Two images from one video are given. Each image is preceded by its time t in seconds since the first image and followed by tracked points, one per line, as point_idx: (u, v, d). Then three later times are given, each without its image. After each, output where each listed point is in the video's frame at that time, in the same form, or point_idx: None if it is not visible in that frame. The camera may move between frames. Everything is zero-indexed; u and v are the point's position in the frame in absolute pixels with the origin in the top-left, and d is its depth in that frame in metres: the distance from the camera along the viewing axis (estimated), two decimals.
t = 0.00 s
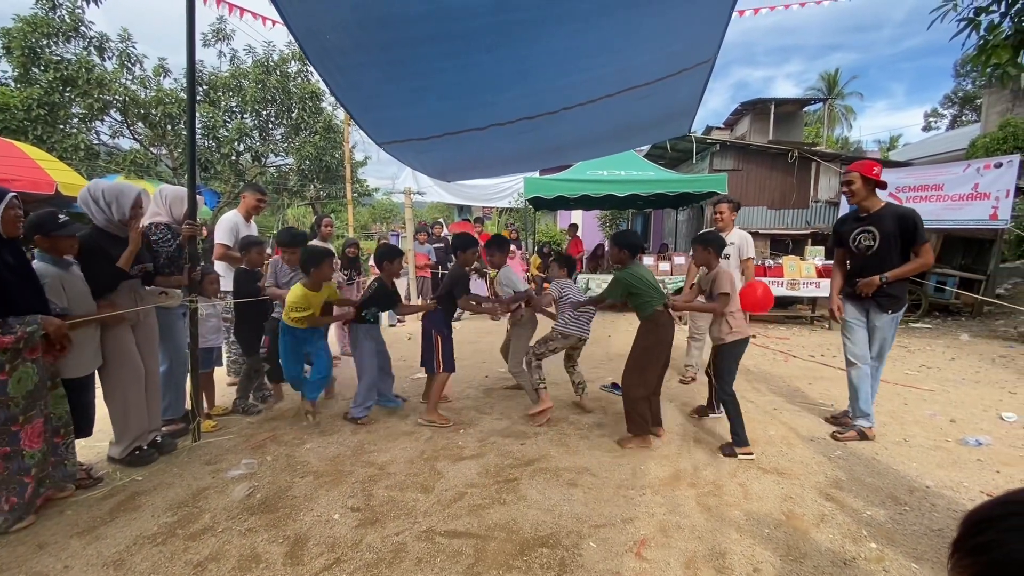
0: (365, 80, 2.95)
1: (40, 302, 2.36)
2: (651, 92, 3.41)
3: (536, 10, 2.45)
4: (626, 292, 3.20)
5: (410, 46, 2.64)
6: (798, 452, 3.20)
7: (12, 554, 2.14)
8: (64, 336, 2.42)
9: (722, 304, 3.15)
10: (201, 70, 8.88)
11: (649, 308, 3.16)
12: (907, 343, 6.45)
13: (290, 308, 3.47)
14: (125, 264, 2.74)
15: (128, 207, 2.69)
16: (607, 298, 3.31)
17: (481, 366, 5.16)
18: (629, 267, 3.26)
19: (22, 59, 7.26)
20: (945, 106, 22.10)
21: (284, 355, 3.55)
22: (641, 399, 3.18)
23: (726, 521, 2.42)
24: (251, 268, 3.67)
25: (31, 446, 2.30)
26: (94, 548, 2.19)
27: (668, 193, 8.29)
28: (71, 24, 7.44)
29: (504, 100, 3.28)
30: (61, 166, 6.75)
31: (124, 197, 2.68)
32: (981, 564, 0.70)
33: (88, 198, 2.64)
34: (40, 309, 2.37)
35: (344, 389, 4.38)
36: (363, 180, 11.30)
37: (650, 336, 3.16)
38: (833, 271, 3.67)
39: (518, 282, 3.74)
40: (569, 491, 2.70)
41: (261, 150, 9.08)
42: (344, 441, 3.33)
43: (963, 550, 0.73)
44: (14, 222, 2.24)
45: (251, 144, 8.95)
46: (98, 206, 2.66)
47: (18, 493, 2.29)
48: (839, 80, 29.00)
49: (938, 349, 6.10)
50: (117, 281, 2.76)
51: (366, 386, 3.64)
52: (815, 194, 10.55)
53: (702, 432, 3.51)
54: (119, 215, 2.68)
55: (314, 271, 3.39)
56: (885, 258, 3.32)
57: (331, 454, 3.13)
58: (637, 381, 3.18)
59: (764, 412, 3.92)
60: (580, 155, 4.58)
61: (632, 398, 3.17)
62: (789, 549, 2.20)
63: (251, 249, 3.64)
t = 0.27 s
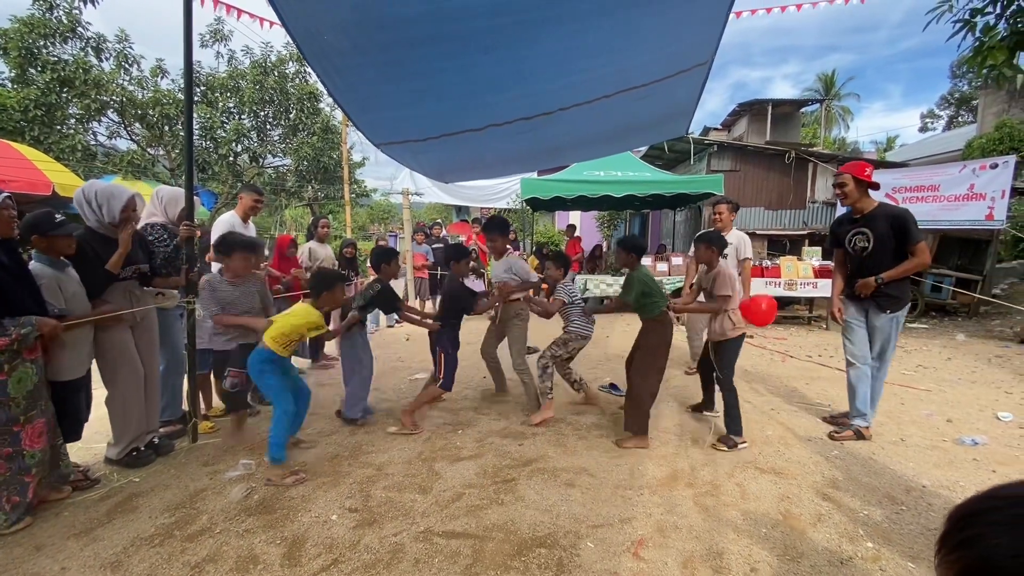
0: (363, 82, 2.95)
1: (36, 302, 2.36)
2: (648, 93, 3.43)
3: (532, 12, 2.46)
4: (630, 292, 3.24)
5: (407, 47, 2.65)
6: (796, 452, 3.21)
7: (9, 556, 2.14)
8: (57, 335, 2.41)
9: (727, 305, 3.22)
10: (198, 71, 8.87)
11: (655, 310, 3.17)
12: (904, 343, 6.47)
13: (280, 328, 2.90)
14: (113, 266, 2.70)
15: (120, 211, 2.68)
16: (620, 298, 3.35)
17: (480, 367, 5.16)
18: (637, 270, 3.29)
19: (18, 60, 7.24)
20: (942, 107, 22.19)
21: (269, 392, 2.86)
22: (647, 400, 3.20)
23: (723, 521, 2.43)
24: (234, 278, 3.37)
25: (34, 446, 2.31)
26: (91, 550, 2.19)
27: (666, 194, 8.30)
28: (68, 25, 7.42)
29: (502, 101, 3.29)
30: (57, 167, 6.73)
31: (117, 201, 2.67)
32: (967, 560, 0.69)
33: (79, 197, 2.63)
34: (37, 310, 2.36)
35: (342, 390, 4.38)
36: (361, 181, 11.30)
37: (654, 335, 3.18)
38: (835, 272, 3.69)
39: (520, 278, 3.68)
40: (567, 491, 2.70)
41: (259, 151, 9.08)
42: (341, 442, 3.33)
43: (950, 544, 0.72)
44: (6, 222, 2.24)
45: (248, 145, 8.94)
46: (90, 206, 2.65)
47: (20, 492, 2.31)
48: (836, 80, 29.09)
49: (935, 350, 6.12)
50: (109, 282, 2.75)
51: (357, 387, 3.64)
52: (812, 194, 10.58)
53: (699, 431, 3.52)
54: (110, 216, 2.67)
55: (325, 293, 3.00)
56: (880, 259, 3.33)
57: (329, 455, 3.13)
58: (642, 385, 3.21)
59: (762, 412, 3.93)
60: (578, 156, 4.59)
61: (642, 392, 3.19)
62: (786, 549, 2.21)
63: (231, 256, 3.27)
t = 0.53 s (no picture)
0: (361, 83, 2.96)
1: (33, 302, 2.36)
2: (646, 94, 3.44)
3: (530, 12, 2.46)
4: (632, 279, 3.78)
5: (405, 48, 2.65)
6: (793, 452, 3.22)
7: (7, 558, 2.14)
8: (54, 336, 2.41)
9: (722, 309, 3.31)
10: (196, 71, 8.86)
11: (658, 300, 3.72)
12: (901, 343, 6.49)
13: (281, 323, 2.83)
14: (110, 264, 2.69)
15: (112, 210, 2.67)
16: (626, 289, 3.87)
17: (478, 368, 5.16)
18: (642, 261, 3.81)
19: (16, 61, 7.21)
20: (939, 108, 22.25)
21: (277, 389, 2.77)
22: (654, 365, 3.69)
23: (720, 521, 2.43)
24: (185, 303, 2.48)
25: (28, 448, 2.30)
26: (89, 552, 2.18)
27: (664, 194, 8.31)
28: (65, 25, 7.41)
29: (500, 102, 3.30)
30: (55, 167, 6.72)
31: (110, 200, 2.67)
32: (948, 561, 0.70)
33: (74, 197, 2.64)
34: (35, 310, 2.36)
35: (341, 391, 4.38)
36: (359, 181, 11.30)
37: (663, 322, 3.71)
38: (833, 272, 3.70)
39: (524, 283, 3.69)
40: (565, 491, 2.71)
41: (257, 152, 9.07)
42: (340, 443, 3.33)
43: (932, 543, 0.73)
44: (8, 221, 2.25)
45: (247, 146, 8.92)
46: (85, 206, 2.66)
47: (15, 495, 2.28)
48: (834, 81, 29.17)
49: (932, 350, 6.14)
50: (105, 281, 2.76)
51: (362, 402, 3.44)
52: (809, 195, 10.61)
53: (697, 432, 3.53)
54: (103, 215, 2.67)
55: (318, 282, 2.98)
56: (875, 261, 3.34)
57: (327, 456, 3.13)
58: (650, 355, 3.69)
59: (760, 412, 3.94)
60: (576, 157, 4.59)
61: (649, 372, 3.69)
62: (784, 549, 2.22)
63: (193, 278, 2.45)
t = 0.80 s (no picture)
0: (360, 84, 2.96)
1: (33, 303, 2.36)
2: (645, 96, 3.45)
3: (530, 14, 2.47)
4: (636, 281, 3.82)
5: (404, 49, 2.66)
6: (791, 452, 3.23)
7: (6, 560, 2.13)
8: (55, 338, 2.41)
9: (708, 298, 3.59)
10: (195, 72, 8.86)
11: (659, 303, 3.75)
12: (899, 344, 6.51)
13: (268, 327, 2.79)
14: (110, 263, 2.71)
15: (108, 211, 2.67)
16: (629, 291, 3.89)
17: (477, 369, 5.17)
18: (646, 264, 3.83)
19: (14, 62, 7.20)
20: (936, 109, 22.34)
21: (265, 393, 2.76)
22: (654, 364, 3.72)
23: (719, 521, 2.44)
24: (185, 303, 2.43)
25: (27, 451, 2.30)
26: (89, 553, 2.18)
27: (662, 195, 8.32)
28: (64, 26, 7.40)
29: (499, 104, 3.31)
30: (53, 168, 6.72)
31: (107, 201, 2.67)
32: (937, 559, 0.71)
33: (72, 197, 2.66)
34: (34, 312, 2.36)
35: (340, 392, 4.38)
36: (358, 182, 11.31)
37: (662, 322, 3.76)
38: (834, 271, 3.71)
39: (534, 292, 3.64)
40: (564, 492, 2.72)
41: (256, 153, 9.07)
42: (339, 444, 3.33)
43: (922, 542, 0.74)
44: (8, 223, 2.26)
45: (245, 147, 8.92)
46: (82, 207, 2.67)
47: (14, 498, 2.28)
48: (831, 82, 29.25)
49: (929, 350, 6.16)
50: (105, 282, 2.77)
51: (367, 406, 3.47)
52: (807, 196, 10.64)
53: (696, 432, 3.54)
54: (100, 216, 2.68)
55: (297, 285, 2.87)
56: (873, 262, 3.35)
57: (326, 457, 3.13)
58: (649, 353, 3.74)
59: (758, 413, 3.95)
60: (575, 158, 4.60)
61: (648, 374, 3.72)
62: (782, 549, 2.23)
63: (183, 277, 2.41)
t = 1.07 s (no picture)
0: (359, 85, 2.96)
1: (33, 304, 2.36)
2: (643, 97, 3.46)
3: (530, 16, 2.48)
4: (631, 279, 3.93)
5: (404, 50, 2.66)
6: (790, 452, 3.23)
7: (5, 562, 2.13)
8: (55, 339, 2.41)
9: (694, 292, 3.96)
10: (194, 73, 8.85)
11: (654, 299, 3.82)
12: (897, 344, 6.52)
13: (274, 328, 2.80)
14: (113, 269, 2.73)
15: (110, 213, 2.68)
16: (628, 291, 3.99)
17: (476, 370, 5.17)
18: (641, 262, 3.94)
19: (12, 62, 7.18)
20: (934, 110, 22.38)
21: (269, 394, 2.75)
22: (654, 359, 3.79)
23: (718, 522, 2.44)
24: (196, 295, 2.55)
25: (31, 451, 2.31)
26: (88, 555, 2.18)
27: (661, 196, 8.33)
28: (62, 27, 7.40)
29: (498, 105, 3.31)
30: (51, 170, 6.72)
31: (109, 203, 2.67)
32: (924, 561, 0.71)
33: (73, 198, 2.65)
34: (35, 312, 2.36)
35: (339, 393, 4.38)
36: (357, 183, 11.32)
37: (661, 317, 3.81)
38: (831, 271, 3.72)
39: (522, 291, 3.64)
40: (563, 493, 2.72)
41: (254, 154, 9.07)
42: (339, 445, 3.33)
43: (912, 544, 0.74)
44: (8, 224, 2.26)
45: (244, 148, 8.91)
46: (83, 209, 2.66)
47: (16, 500, 2.28)
48: (830, 83, 29.29)
49: (928, 350, 6.17)
50: (106, 284, 2.79)
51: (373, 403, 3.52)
52: (805, 197, 10.65)
53: (695, 433, 3.54)
54: (102, 219, 2.69)
55: (301, 287, 2.83)
56: (874, 263, 3.35)
57: (325, 459, 3.13)
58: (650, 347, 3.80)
59: (757, 413, 3.95)
60: (574, 159, 4.61)
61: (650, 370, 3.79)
62: (781, 549, 2.23)
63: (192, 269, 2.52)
